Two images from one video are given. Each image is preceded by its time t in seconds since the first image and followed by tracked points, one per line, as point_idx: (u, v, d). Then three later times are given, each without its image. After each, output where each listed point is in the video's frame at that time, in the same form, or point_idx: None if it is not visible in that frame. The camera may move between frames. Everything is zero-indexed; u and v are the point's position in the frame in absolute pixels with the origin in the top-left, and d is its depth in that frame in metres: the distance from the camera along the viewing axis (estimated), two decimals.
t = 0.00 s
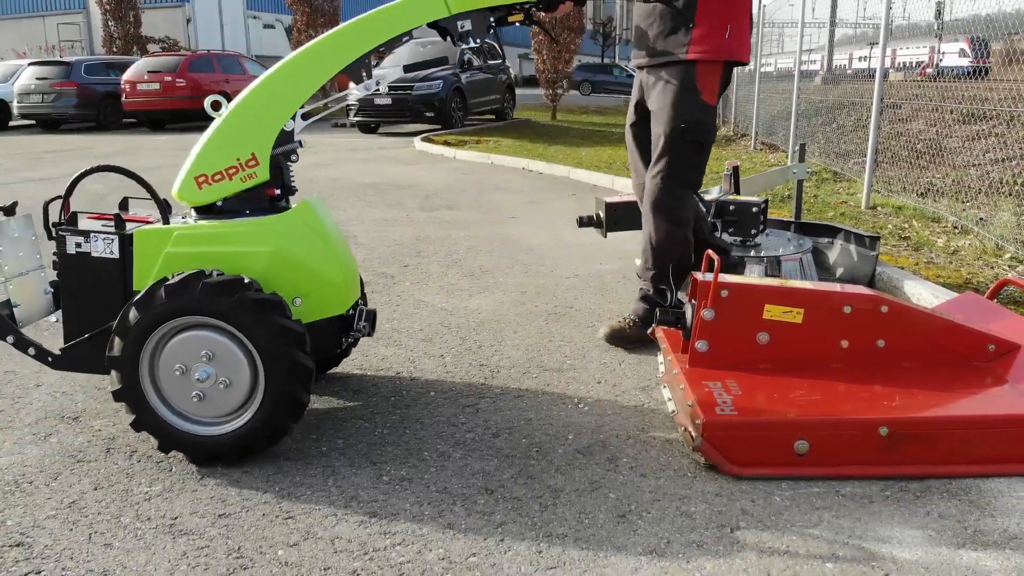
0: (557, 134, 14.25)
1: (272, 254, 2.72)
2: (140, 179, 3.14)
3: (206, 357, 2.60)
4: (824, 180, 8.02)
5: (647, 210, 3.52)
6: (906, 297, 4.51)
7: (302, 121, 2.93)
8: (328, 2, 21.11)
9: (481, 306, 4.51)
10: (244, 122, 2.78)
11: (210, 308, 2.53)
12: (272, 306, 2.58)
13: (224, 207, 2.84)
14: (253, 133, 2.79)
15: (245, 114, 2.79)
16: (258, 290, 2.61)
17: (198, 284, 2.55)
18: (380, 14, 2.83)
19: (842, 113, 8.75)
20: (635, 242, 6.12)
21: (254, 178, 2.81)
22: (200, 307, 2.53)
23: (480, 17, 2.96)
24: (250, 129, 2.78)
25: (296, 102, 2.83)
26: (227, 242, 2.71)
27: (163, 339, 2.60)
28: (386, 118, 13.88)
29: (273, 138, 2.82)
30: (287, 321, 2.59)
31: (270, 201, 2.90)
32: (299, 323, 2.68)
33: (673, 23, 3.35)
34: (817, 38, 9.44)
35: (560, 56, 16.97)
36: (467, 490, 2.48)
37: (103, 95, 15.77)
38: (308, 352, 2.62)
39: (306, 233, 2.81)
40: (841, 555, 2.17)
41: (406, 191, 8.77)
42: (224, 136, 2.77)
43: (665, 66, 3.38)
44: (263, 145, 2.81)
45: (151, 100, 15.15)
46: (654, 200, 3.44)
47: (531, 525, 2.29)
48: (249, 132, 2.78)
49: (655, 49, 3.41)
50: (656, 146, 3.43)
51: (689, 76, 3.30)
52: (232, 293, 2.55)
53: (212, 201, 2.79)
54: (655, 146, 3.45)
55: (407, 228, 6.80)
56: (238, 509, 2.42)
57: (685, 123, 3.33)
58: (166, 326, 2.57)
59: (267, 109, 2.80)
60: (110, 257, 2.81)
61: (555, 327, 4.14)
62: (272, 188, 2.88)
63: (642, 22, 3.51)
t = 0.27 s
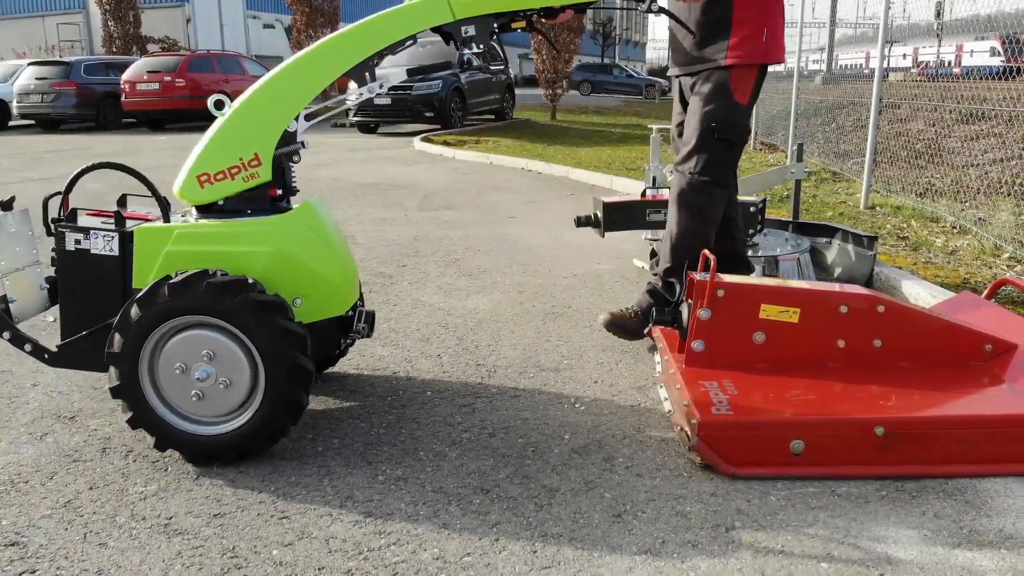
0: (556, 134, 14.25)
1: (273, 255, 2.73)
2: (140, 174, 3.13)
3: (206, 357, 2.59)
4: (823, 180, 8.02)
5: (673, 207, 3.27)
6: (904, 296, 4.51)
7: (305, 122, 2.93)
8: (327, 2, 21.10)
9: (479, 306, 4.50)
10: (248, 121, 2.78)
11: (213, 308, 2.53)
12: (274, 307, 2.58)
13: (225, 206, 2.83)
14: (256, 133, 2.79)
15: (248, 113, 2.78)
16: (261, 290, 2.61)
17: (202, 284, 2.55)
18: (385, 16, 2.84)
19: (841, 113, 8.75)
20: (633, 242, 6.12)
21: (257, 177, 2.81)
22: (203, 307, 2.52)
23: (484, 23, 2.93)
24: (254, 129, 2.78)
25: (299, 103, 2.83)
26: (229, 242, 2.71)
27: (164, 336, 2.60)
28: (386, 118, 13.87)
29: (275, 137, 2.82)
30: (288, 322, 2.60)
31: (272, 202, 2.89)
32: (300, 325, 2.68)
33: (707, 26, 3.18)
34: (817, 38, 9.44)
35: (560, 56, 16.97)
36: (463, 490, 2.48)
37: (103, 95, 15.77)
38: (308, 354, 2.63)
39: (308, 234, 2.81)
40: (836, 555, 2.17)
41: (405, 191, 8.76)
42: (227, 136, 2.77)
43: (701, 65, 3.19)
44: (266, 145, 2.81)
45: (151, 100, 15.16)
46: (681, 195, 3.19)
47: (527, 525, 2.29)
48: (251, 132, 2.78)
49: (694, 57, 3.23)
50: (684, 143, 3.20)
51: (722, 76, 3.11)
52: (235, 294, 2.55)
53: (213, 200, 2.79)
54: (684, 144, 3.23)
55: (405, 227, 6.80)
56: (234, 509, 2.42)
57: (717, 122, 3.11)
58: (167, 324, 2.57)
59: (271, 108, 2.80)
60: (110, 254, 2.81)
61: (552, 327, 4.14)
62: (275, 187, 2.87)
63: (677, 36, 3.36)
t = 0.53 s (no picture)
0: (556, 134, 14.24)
1: (283, 254, 2.73)
2: (148, 175, 3.12)
3: (219, 357, 2.59)
4: (822, 180, 8.02)
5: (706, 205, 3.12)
6: (901, 296, 4.50)
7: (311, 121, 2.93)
8: (327, 2, 21.08)
9: (476, 306, 4.50)
10: (254, 120, 2.78)
11: (237, 312, 2.53)
12: (296, 317, 2.59)
13: (230, 205, 2.83)
14: (262, 132, 2.78)
15: (256, 113, 2.79)
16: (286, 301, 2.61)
17: (227, 285, 2.55)
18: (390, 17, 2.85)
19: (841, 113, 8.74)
20: (631, 242, 6.12)
21: (264, 176, 2.81)
22: (226, 308, 2.53)
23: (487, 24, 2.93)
24: (261, 128, 2.78)
25: (306, 102, 2.84)
26: (237, 241, 2.71)
27: (181, 330, 2.59)
28: (385, 118, 13.87)
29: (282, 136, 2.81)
30: (308, 335, 2.60)
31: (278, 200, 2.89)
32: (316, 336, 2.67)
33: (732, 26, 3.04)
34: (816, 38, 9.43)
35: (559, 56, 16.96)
36: (457, 490, 2.48)
37: (102, 95, 15.78)
38: (321, 368, 2.64)
39: (318, 234, 2.82)
40: (830, 555, 2.17)
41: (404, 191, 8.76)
42: (234, 135, 2.77)
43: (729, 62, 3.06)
44: (273, 144, 2.80)
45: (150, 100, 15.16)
46: (711, 193, 3.04)
47: (520, 525, 2.28)
48: (259, 132, 2.78)
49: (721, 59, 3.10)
50: (710, 138, 3.07)
51: (746, 68, 2.98)
52: (259, 299, 2.55)
53: (220, 199, 2.79)
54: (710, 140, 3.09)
55: (403, 227, 6.80)
56: (228, 508, 2.42)
57: (742, 115, 2.97)
58: (187, 320, 2.56)
59: (278, 107, 2.80)
60: (116, 254, 2.80)
61: (549, 326, 4.14)
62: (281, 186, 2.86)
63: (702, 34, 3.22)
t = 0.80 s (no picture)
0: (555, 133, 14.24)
1: (300, 255, 2.74)
2: (162, 174, 3.12)
3: (242, 358, 2.59)
4: (821, 180, 8.01)
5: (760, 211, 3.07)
6: (899, 296, 4.50)
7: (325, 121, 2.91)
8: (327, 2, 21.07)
9: (474, 305, 4.50)
10: (272, 119, 2.76)
11: (274, 319, 2.54)
12: (327, 331, 2.60)
13: (246, 204, 2.80)
14: (280, 131, 2.76)
15: (273, 111, 2.77)
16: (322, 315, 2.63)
17: (270, 292, 2.55)
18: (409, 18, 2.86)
19: (840, 113, 8.73)
20: (630, 242, 6.11)
21: (281, 175, 2.78)
22: (263, 312, 2.54)
23: (497, 28, 2.96)
24: (280, 127, 2.76)
25: (324, 101, 2.82)
26: (254, 241, 2.72)
27: (209, 324, 2.58)
28: (385, 118, 13.87)
29: (299, 135, 2.80)
30: (336, 353, 2.62)
31: (293, 200, 2.85)
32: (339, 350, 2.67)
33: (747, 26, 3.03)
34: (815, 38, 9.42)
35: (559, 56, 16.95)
36: (452, 490, 2.47)
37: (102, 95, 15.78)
38: (340, 385, 2.66)
39: (335, 234, 2.82)
40: (824, 554, 2.17)
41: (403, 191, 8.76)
42: (252, 134, 2.74)
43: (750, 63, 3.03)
44: (290, 143, 2.79)
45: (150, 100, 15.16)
46: (765, 196, 2.98)
47: (515, 524, 2.28)
48: (276, 130, 2.76)
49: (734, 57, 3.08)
50: (750, 141, 3.03)
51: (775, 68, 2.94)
52: (297, 309, 2.56)
53: (236, 198, 2.76)
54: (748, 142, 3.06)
55: (402, 227, 6.80)
56: (223, 508, 2.42)
57: (781, 115, 2.93)
58: (220, 316, 2.55)
59: (295, 106, 2.78)
60: (131, 252, 2.81)
61: (546, 326, 4.14)
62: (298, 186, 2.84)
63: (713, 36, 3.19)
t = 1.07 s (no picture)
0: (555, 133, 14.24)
1: (322, 254, 2.75)
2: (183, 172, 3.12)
3: (265, 360, 2.59)
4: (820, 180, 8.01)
5: (787, 210, 3.08)
6: (897, 296, 4.51)
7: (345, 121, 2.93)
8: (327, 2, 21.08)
9: (472, 305, 4.50)
10: (294, 120, 2.76)
11: (309, 331, 2.55)
12: (356, 353, 2.61)
13: (267, 205, 2.80)
14: (302, 131, 2.77)
15: (294, 112, 2.77)
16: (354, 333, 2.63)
17: (311, 302, 2.56)
18: (430, 18, 2.86)
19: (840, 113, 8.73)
20: (629, 242, 6.11)
21: (302, 175, 2.79)
22: (299, 322, 2.54)
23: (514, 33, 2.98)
24: (301, 128, 2.77)
25: (344, 102, 2.82)
26: (274, 241, 2.72)
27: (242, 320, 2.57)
28: (385, 118, 13.87)
29: (318, 135, 2.80)
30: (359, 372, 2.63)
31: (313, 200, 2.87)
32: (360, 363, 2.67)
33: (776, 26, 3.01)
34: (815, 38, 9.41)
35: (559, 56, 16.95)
36: (449, 490, 2.48)
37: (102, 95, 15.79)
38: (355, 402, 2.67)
39: (354, 235, 2.84)
40: (821, 555, 2.17)
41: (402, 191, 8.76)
42: (273, 135, 2.74)
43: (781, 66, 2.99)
44: (311, 144, 2.79)
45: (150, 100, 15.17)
46: (796, 199, 3.00)
47: (512, 524, 2.28)
48: (298, 132, 2.77)
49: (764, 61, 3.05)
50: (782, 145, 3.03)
51: (808, 70, 2.92)
52: (332, 326, 2.57)
53: (258, 198, 2.76)
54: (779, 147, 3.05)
55: (401, 227, 6.79)
56: (220, 508, 2.42)
57: (816, 118, 2.93)
58: (256, 315, 2.55)
59: (316, 107, 2.78)
60: (150, 250, 2.80)
61: (545, 326, 4.14)
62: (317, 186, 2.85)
63: (740, 39, 3.16)
